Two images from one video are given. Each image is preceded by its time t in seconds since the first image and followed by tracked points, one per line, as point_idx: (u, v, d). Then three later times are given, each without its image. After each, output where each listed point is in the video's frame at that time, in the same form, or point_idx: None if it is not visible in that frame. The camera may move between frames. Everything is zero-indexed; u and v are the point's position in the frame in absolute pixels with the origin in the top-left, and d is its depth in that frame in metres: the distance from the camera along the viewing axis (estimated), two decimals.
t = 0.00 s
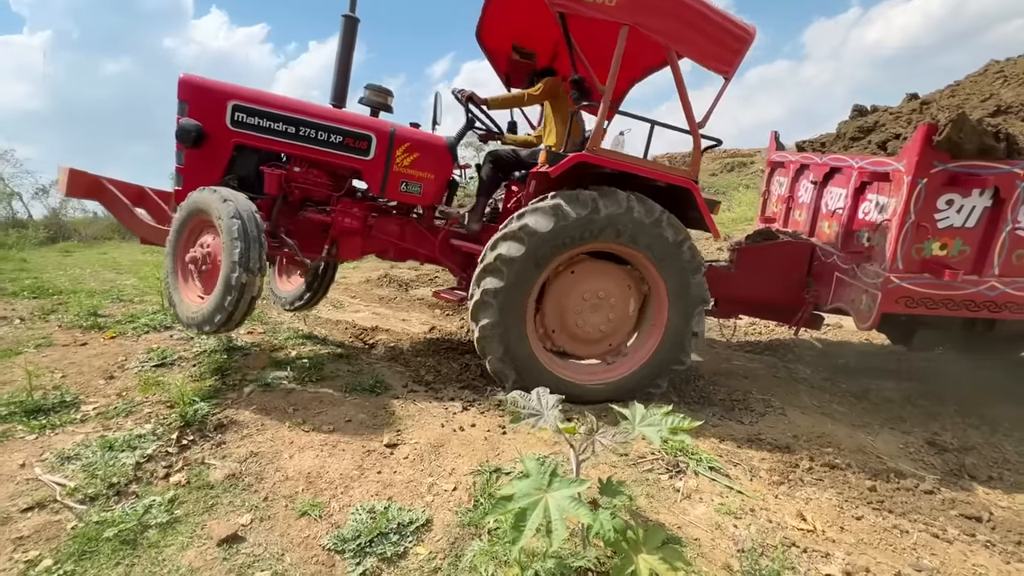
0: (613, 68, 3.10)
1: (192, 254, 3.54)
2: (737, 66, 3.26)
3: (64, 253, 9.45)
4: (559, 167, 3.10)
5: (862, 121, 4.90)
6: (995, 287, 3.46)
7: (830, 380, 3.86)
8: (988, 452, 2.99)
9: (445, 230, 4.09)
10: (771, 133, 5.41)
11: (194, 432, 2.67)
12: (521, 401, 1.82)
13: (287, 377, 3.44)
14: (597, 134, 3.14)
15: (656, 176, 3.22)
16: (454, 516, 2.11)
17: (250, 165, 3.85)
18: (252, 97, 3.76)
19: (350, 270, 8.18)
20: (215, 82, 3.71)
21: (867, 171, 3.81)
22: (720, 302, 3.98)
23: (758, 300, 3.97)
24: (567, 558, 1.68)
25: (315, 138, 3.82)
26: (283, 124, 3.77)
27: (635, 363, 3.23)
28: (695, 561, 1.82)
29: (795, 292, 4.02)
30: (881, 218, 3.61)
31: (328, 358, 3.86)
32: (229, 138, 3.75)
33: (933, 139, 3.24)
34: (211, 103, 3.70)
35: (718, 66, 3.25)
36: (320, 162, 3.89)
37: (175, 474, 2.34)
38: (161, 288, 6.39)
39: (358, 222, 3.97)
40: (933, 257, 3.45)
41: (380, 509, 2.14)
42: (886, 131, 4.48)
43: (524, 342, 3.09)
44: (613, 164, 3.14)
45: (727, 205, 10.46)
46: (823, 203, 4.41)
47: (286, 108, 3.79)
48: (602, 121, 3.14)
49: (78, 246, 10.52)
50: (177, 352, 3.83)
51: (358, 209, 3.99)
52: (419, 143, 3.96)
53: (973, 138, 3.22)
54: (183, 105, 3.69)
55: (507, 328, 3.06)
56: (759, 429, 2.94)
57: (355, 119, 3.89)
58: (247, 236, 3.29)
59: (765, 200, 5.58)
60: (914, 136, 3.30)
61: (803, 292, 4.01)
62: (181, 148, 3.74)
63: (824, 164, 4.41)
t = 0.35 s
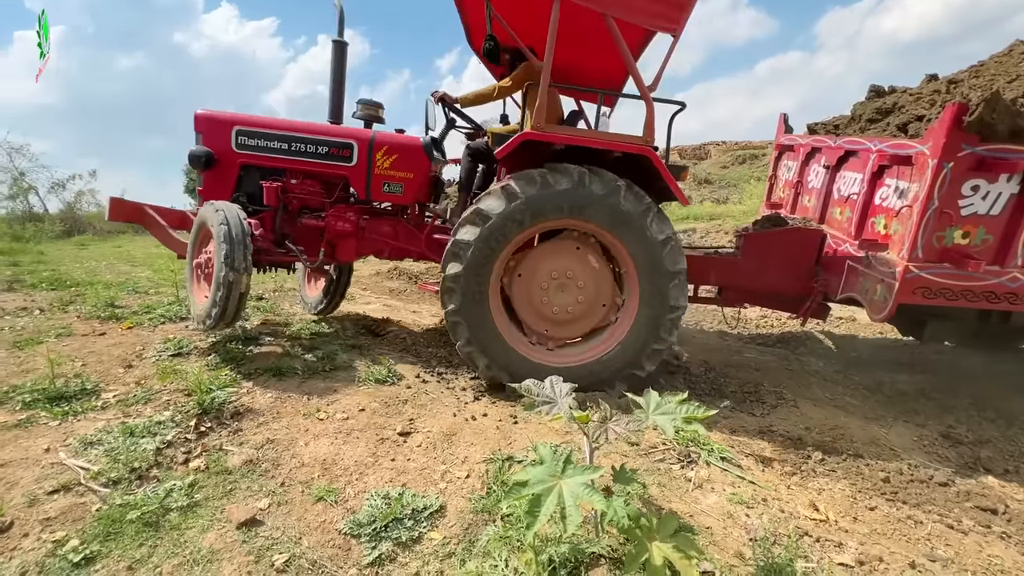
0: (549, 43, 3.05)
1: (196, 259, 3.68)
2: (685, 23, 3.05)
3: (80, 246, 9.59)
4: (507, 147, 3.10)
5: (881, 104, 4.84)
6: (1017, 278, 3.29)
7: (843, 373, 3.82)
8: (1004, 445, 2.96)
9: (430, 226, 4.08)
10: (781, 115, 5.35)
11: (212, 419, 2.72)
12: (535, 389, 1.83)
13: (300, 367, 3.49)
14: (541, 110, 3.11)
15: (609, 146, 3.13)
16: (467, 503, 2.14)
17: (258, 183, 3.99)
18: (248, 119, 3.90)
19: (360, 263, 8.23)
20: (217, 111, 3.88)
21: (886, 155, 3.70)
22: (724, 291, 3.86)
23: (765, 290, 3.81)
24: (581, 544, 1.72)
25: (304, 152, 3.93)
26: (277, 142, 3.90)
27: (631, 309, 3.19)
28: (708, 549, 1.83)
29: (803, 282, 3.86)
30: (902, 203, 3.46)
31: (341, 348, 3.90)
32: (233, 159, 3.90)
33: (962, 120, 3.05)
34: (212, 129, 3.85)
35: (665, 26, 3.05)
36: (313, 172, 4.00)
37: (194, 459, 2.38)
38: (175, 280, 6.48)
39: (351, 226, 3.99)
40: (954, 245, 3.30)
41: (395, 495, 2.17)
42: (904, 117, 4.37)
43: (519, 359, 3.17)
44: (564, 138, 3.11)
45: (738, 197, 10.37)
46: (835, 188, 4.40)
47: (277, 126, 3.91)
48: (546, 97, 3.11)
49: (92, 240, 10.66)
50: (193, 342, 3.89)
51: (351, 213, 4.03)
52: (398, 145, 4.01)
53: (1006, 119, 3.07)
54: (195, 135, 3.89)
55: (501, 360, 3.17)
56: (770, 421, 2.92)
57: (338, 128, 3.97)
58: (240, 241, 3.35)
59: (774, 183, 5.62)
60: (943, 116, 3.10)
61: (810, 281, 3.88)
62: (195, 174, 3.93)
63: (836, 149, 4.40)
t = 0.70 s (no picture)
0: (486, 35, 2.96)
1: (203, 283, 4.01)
2: None
3: (89, 240, 9.67)
4: (457, 140, 3.13)
5: (877, 90, 4.57)
6: (1008, 271, 3.12)
7: (850, 367, 3.79)
8: (1013, 440, 2.93)
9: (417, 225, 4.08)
10: (777, 101, 5.26)
11: (220, 411, 2.74)
12: (540, 382, 1.83)
13: (307, 359, 3.51)
14: (485, 100, 3.08)
15: (553, 128, 3.06)
16: (473, 494, 2.15)
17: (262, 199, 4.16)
18: (248, 140, 4.08)
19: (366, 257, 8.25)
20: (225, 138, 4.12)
21: (880, 142, 3.50)
22: (713, 279, 3.76)
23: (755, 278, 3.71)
24: (586, 535, 1.72)
25: (296, 165, 4.05)
26: (274, 158, 4.05)
27: (589, 236, 3.08)
28: (713, 541, 1.84)
29: (795, 271, 3.74)
30: (893, 192, 3.29)
31: (347, 341, 3.92)
32: (238, 179, 4.09)
33: (958, 107, 2.85)
34: (218, 154, 4.09)
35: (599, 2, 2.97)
36: (308, 184, 4.11)
37: (203, 450, 2.41)
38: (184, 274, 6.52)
39: (343, 231, 4.03)
40: (945, 237, 3.12)
41: (401, 486, 2.19)
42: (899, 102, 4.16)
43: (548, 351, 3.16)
44: (508, 126, 3.06)
45: (746, 189, 10.29)
46: (828, 175, 4.24)
47: (272, 143, 4.07)
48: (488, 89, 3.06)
49: (99, 233, 10.73)
50: (201, 335, 3.93)
51: (345, 219, 4.08)
52: (380, 151, 4.02)
53: (1003, 106, 2.84)
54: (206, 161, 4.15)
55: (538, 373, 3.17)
56: (776, 415, 2.90)
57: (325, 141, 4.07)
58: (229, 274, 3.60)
59: (770, 170, 5.49)
60: (937, 102, 2.92)
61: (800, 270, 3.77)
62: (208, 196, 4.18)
63: (831, 134, 4.21)
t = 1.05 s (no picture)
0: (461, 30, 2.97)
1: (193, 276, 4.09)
2: None
3: (96, 236, 9.73)
4: (424, 132, 3.08)
5: (853, 84, 4.18)
6: (972, 275, 3.00)
7: (854, 362, 3.76)
8: (1018, 437, 2.90)
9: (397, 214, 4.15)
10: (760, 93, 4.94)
11: (223, 406, 2.75)
12: (540, 378, 1.83)
13: (309, 354, 3.53)
14: (456, 92, 3.07)
15: (519, 122, 3.04)
16: (473, 490, 2.15)
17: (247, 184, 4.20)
18: (235, 124, 4.13)
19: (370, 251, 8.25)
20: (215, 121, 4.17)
21: (848, 140, 3.32)
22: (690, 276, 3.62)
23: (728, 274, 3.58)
24: (585, 531, 1.71)
25: (280, 151, 4.10)
26: (259, 143, 4.10)
27: (525, 205, 3.04)
28: (713, 538, 1.83)
29: (768, 269, 3.59)
30: (859, 194, 3.15)
31: (350, 336, 3.93)
32: (224, 162, 4.14)
33: (919, 108, 2.73)
34: (205, 136, 4.14)
35: None
36: (292, 170, 4.16)
37: (206, 445, 2.43)
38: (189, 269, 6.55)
39: (326, 218, 4.13)
40: (909, 239, 3.01)
41: (402, 482, 2.20)
42: (872, 97, 3.78)
43: (546, 325, 3.10)
44: (479, 120, 3.05)
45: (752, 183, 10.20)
46: (803, 173, 4.02)
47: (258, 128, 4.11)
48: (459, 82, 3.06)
49: (105, 229, 10.78)
50: (204, 330, 3.95)
51: (328, 206, 4.16)
52: (362, 140, 4.07)
53: (964, 108, 2.74)
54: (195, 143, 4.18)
55: (547, 352, 3.10)
56: (779, 411, 2.87)
57: (308, 126, 4.12)
58: (213, 272, 3.73)
59: (752, 165, 5.19)
60: (900, 103, 2.79)
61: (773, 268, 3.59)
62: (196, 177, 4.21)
63: (805, 131, 4.01)
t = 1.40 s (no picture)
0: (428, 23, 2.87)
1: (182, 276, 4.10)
2: None
3: (104, 234, 9.79)
4: (397, 130, 3.08)
5: (826, 80, 4.09)
6: (938, 275, 2.85)
7: (860, 360, 3.71)
8: None
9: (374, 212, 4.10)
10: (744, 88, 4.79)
11: (224, 404, 2.76)
12: (538, 377, 1.82)
13: (312, 353, 3.53)
14: (426, 91, 3.04)
15: (489, 120, 3.01)
16: (473, 489, 2.15)
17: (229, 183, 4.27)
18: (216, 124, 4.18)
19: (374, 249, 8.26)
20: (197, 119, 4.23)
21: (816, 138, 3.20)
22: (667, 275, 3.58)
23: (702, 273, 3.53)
24: (584, 532, 1.70)
25: (260, 151, 4.13)
26: (239, 143, 4.14)
27: (467, 191, 3.03)
28: (714, 540, 1.81)
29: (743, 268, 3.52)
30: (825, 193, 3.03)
31: (353, 334, 3.93)
32: (205, 162, 4.21)
33: (882, 107, 2.60)
34: (186, 136, 4.20)
35: None
36: (272, 169, 4.19)
37: (207, 443, 2.43)
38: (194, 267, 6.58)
39: (305, 217, 4.13)
40: (875, 239, 2.90)
41: (402, 480, 2.19)
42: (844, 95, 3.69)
43: (536, 290, 3.05)
44: (449, 117, 3.03)
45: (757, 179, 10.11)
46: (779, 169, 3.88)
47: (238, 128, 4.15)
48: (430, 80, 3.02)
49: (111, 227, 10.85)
50: (208, 328, 3.97)
51: (307, 205, 4.16)
52: (340, 138, 4.04)
53: (925, 108, 2.60)
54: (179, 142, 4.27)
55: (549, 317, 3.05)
56: (784, 411, 2.83)
57: (287, 126, 4.13)
58: (189, 259, 3.71)
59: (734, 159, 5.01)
60: (862, 102, 2.67)
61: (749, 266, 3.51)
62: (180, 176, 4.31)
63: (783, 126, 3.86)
